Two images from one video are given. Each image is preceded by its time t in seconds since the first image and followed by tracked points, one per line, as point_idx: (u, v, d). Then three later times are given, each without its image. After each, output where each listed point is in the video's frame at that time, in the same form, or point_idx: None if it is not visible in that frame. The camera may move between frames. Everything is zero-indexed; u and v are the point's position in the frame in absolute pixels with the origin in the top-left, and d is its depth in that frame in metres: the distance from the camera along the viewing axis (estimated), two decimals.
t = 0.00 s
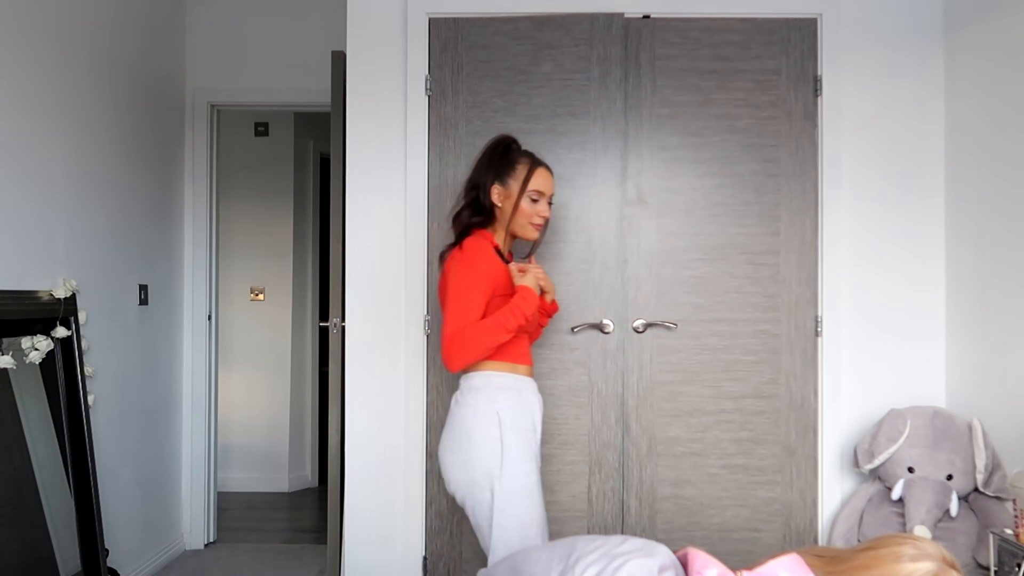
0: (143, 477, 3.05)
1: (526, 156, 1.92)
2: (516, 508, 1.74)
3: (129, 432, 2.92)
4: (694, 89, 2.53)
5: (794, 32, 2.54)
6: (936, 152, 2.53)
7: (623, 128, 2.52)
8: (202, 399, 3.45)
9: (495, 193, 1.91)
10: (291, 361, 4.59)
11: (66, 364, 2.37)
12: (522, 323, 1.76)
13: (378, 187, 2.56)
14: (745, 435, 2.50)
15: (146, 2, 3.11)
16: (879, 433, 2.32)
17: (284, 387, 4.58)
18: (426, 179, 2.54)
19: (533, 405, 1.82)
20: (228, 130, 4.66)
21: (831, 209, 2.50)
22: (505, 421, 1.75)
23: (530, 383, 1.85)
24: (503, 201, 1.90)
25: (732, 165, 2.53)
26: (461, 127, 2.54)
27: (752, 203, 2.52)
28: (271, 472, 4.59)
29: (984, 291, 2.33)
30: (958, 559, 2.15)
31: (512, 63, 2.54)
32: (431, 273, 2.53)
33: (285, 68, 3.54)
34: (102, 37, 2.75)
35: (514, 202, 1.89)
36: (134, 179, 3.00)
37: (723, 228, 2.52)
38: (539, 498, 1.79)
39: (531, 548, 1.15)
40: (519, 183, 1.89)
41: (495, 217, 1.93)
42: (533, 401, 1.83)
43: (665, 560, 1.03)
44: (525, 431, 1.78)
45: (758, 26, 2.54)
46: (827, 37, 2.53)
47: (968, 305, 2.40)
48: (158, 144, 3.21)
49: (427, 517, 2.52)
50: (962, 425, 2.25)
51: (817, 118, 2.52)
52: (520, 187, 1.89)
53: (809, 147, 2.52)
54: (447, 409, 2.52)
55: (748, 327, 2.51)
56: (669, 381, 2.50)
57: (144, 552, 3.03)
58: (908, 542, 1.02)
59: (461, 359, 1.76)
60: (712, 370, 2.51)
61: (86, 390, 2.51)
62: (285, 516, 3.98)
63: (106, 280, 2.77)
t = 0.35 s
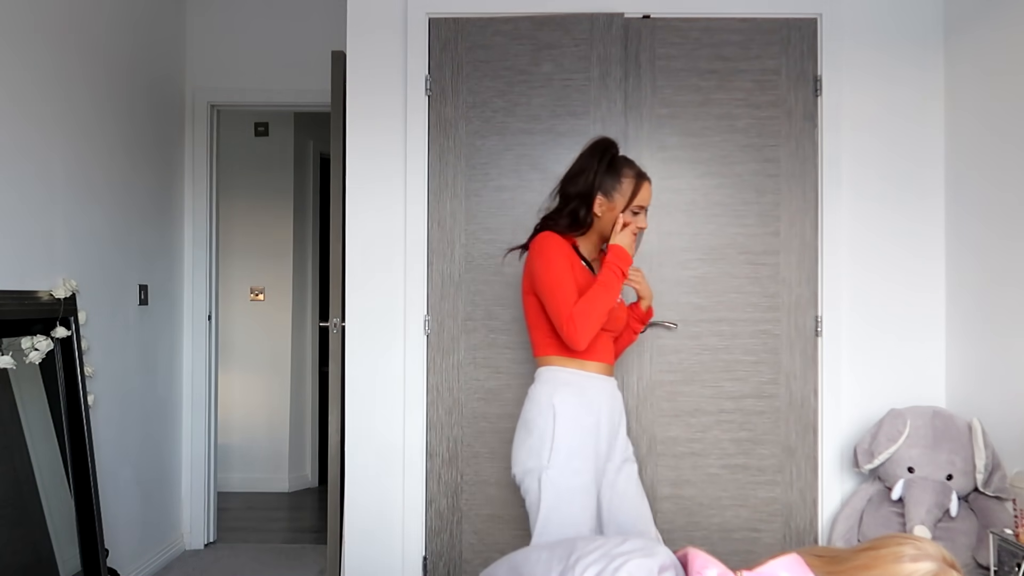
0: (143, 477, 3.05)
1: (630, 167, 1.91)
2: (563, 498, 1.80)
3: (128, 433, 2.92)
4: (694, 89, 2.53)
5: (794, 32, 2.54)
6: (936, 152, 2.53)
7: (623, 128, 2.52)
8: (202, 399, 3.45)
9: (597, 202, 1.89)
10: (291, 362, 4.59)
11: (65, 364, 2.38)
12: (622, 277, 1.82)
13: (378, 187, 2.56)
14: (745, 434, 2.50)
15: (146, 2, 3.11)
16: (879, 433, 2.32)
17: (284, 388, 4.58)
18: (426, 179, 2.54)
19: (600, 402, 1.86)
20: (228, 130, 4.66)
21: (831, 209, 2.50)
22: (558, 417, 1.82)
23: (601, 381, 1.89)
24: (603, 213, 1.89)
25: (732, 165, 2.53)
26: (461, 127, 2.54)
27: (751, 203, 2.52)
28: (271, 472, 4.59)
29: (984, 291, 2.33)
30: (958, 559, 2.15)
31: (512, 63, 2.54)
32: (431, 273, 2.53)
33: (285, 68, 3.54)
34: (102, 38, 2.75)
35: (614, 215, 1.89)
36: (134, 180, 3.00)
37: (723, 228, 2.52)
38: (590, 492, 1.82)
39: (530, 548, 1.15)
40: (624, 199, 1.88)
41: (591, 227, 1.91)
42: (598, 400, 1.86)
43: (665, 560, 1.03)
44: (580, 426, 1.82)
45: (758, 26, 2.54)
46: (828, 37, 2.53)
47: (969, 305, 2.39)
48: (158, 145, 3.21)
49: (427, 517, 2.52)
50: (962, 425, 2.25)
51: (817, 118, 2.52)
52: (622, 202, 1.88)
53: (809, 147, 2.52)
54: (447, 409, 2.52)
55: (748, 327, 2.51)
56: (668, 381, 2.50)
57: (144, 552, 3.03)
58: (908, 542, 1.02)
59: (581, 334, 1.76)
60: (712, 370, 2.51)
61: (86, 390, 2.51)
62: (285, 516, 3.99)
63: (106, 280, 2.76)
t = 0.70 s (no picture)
0: (143, 477, 3.05)
1: (684, 151, 2.19)
2: (623, 470, 2.07)
3: (129, 433, 2.92)
4: (694, 89, 2.53)
5: (794, 32, 2.54)
6: (935, 152, 2.53)
7: (622, 128, 2.51)
8: (202, 399, 3.45)
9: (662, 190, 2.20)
10: (291, 362, 4.59)
11: (65, 364, 2.38)
12: (627, 266, 2.08)
13: (378, 188, 2.56)
14: (745, 434, 2.50)
15: (146, 3, 3.11)
16: (879, 433, 2.32)
17: (284, 388, 4.58)
18: (426, 179, 2.54)
19: (670, 390, 2.08)
20: (228, 130, 4.66)
21: (831, 208, 2.50)
22: (626, 412, 2.07)
23: (676, 371, 2.10)
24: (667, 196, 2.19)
25: (732, 165, 2.52)
26: (461, 127, 2.54)
27: (751, 203, 2.52)
28: (271, 472, 4.59)
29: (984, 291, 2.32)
30: (958, 559, 2.14)
31: (512, 63, 2.55)
32: (431, 272, 2.53)
33: (285, 68, 3.54)
34: (102, 38, 2.76)
35: (680, 197, 2.17)
36: (134, 180, 3.00)
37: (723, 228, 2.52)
38: (653, 482, 2.07)
39: (530, 548, 1.15)
40: (682, 178, 2.18)
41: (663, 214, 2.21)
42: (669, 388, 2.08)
43: (665, 560, 1.03)
44: (649, 424, 2.06)
45: (758, 26, 2.54)
46: (828, 37, 2.53)
47: (969, 306, 2.39)
48: (158, 145, 3.21)
49: (427, 517, 2.52)
50: (962, 425, 2.25)
51: (817, 118, 2.53)
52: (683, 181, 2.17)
53: (809, 147, 2.52)
54: (447, 409, 2.52)
55: (748, 327, 2.51)
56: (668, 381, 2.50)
57: (144, 552, 3.03)
58: (908, 543, 1.02)
59: (591, 323, 2.17)
60: (712, 370, 2.51)
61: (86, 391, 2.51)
62: (285, 517, 3.99)
63: (105, 280, 2.76)
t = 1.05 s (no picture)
0: (143, 478, 3.05)
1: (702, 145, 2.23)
2: (608, 459, 2.16)
3: (129, 433, 2.92)
4: (694, 89, 2.53)
5: (794, 32, 2.54)
6: (935, 152, 2.53)
7: (623, 128, 2.51)
8: (202, 399, 3.45)
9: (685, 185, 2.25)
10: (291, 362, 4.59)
11: (65, 365, 2.38)
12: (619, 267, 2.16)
13: (379, 188, 2.56)
14: (745, 435, 2.50)
15: (146, 2, 3.11)
16: (879, 433, 2.32)
17: (284, 388, 4.58)
18: (426, 180, 2.54)
19: (659, 388, 2.12)
20: (228, 130, 4.66)
21: (831, 209, 2.51)
22: (616, 408, 2.15)
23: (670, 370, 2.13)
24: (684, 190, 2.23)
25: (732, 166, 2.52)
26: (461, 127, 2.54)
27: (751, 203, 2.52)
28: (271, 472, 4.59)
29: (984, 292, 2.33)
30: (958, 559, 2.13)
31: (512, 63, 2.55)
32: (431, 272, 2.53)
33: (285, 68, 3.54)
34: (103, 38, 2.76)
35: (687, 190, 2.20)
36: (134, 180, 3.00)
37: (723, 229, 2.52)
38: (636, 475, 2.15)
39: (531, 548, 1.15)
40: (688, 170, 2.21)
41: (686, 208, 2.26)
42: (658, 386, 2.12)
43: (665, 560, 1.03)
44: (638, 422, 2.13)
45: (758, 26, 2.54)
46: (828, 37, 2.53)
47: (969, 307, 2.39)
48: (158, 145, 3.21)
49: (427, 517, 2.52)
50: (962, 425, 2.25)
51: (817, 118, 2.53)
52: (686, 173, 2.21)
53: (809, 147, 2.52)
54: (447, 409, 2.52)
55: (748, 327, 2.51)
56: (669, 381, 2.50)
57: (144, 553, 3.03)
58: (907, 543, 1.02)
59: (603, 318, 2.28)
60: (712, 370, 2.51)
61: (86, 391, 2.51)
62: (285, 517, 3.99)
63: (106, 280, 2.76)
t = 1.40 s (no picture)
0: (143, 478, 3.05)
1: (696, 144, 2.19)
2: (596, 457, 2.18)
3: (129, 433, 2.92)
4: (694, 89, 2.53)
5: (794, 31, 2.54)
6: (935, 152, 2.53)
7: (623, 128, 2.51)
8: (202, 399, 3.45)
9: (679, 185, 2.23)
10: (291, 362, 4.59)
11: (65, 365, 2.38)
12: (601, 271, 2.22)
13: (378, 188, 2.56)
14: (745, 435, 2.50)
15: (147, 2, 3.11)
16: (879, 433, 2.32)
17: (284, 388, 4.58)
18: (426, 179, 2.54)
19: (643, 386, 2.12)
20: (228, 130, 4.66)
21: (831, 209, 2.50)
22: (606, 406, 2.18)
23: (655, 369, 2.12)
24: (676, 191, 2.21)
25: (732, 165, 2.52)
26: (461, 127, 2.54)
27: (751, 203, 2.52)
28: (271, 472, 4.59)
29: (984, 292, 2.33)
30: (958, 559, 2.13)
31: (512, 63, 2.55)
32: (431, 272, 2.53)
33: (285, 68, 3.54)
34: (103, 38, 2.76)
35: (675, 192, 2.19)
36: (134, 180, 3.00)
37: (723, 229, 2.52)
38: (622, 473, 2.15)
39: (531, 548, 1.16)
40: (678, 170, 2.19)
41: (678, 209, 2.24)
42: (643, 384, 2.12)
43: (665, 560, 1.03)
44: (624, 421, 2.14)
45: (758, 26, 2.54)
46: (828, 36, 2.53)
47: (969, 306, 2.39)
48: (158, 145, 3.21)
49: (427, 517, 2.52)
50: (962, 425, 2.25)
51: (817, 118, 2.53)
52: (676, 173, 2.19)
53: (809, 147, 2.52)
54: (447, 409, 2.52)
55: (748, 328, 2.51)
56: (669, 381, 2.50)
57: (144, 553, 3.03)
58: (907, 543, 1.02)
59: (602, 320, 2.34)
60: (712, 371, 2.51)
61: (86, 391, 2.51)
62: (285, 516, 3.99)
63: (106, 280, 2.76)
